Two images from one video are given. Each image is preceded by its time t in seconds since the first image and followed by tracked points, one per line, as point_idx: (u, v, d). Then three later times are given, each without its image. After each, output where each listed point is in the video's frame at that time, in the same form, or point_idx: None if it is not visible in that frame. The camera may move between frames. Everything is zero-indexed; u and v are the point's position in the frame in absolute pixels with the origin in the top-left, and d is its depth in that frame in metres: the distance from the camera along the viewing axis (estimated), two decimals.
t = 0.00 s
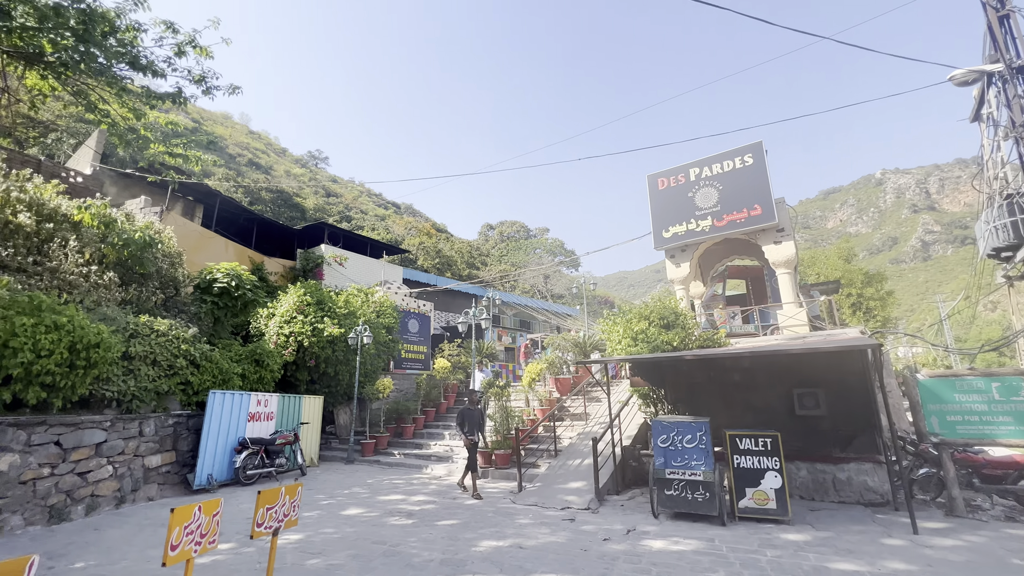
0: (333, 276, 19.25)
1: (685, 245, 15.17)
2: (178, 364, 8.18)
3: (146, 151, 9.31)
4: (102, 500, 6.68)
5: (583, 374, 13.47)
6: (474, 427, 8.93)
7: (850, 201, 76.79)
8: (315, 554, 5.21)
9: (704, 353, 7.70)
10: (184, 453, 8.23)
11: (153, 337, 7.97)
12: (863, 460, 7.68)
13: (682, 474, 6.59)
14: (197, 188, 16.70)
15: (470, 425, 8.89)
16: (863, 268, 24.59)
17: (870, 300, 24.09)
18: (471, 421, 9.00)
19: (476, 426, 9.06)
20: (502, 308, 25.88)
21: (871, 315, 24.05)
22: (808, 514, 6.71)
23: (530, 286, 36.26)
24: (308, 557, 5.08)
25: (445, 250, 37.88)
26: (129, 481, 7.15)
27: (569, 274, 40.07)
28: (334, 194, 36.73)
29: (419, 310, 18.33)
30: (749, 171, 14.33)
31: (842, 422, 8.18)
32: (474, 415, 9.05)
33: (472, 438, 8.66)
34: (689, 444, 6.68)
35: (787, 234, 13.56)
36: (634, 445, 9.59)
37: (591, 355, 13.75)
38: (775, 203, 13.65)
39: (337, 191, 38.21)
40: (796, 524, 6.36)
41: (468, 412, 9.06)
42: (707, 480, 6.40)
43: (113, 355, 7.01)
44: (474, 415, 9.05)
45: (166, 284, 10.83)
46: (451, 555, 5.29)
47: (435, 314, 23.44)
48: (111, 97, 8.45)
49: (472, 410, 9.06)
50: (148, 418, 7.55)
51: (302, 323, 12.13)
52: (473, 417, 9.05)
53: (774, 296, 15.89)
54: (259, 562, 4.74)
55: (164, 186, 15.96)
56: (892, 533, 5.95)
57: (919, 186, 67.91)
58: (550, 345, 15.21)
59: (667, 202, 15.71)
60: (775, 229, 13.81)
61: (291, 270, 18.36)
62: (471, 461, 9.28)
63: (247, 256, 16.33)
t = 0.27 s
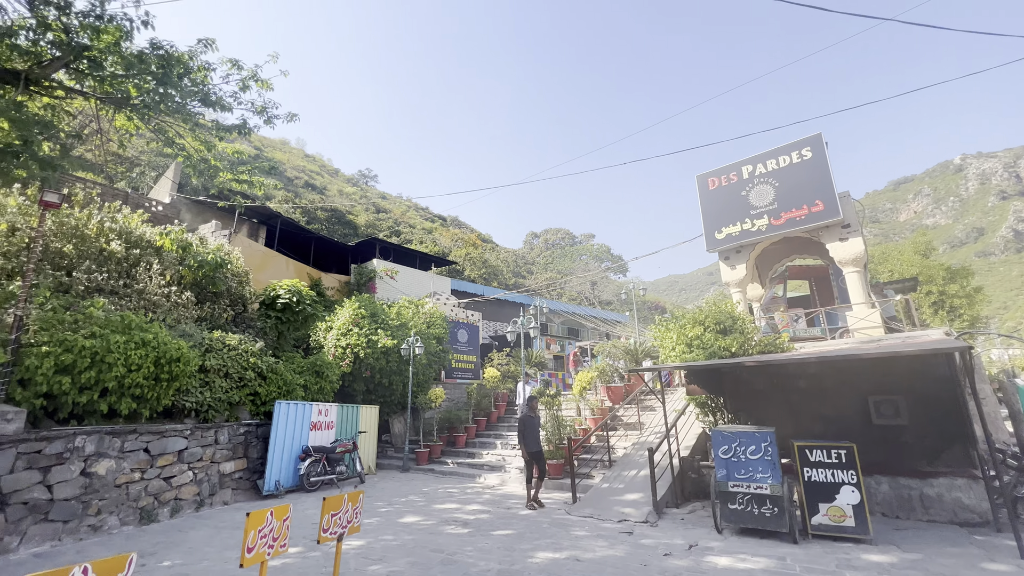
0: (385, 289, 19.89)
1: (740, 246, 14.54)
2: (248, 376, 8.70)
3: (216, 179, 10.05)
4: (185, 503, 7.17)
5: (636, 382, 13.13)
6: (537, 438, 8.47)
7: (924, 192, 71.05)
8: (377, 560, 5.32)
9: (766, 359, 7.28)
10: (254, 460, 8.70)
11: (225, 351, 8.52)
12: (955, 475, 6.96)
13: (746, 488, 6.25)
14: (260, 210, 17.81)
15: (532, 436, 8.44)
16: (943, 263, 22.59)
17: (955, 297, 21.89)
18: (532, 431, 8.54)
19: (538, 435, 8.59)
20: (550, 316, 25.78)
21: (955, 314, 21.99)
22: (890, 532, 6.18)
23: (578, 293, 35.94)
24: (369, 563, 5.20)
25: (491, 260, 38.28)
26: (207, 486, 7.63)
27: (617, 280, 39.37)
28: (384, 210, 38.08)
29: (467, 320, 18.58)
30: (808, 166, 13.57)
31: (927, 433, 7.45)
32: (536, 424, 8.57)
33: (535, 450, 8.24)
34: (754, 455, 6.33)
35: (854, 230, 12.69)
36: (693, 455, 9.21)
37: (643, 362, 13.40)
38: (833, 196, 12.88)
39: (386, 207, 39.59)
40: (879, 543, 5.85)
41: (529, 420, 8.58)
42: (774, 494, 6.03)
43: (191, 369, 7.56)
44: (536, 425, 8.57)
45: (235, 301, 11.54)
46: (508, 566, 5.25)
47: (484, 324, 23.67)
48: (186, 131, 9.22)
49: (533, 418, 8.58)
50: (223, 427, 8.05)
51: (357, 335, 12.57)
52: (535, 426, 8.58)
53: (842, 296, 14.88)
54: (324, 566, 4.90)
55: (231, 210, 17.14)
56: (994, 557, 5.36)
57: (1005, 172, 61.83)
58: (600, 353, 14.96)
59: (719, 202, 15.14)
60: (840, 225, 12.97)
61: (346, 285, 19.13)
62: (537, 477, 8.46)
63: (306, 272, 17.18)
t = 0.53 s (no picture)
0: (433, 302, 20.32)
1: (799, 246, 13.79)
2: (308, 388, 9.11)
3: (276, 202, 10.69)
4: (254, 509, 7.57)
5: (690, 391, 12.67)
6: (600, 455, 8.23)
7: (1008, 178, 64.81)
8: (433, 570, 5.37)
9: (834, 366, 6.83)
10: (315, 468, 9.06)
11: (287, 364, 8.97)
12: None
13: (817, 503, 5.85)
14: (316, 230, 18.74)
15: (596, 452, 8.20)
16: None
17: None
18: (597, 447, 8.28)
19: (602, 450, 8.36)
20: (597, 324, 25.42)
21: None
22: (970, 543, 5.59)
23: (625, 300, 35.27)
24: (427, 573, 5.27)
25: (536, 269, 38.31)
26: (274, 493, 8.03)
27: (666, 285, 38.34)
28: (429, 224, 39.06)
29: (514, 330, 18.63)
30: (872, 158, 12.72)
31: None
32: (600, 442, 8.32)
33: (600, 468, 8.03)
34: (824, 468, 5.94)
35: (929, 224, 11.74)
36: (756, 468, 8.74)
37: (697, 370, 12.92)
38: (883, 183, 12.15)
39: (433, 221, 40.61)
40: (975, 568, 5.31)
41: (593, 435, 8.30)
42: (850, 511, 5.62)
43: (258, 382, 8.03)
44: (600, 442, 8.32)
45: (295, 317, 12.15)
46: None
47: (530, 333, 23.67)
48: (249, 159, 9.88)
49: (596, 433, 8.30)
50: (287, 436, 8.45)
51: (408, 346, 12.88)
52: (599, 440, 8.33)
53: (917, 296, 13.76)
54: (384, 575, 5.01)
55: (289, 230, 18.14)
56: None
57: None
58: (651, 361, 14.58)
59: (774, 200, 14.46)
60: (913, 220, 12.05)
61: (396, 298, 19.70)
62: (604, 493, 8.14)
63: (359, 287, 17.85)
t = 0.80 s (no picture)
0: (479, 312, 20.56)
1: (864, 243, 12.97)
2: (362, 400, 9.41)
3: (328, 222, 11.20)
4: (315, 516, 7.88)
5: (748, 399, 12.10)
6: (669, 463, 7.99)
7: None
8: None
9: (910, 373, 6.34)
10: (370, 477, 9.31)
11: (342, 377, 9.31)
12: None
13: (899, 522, 5.40)
14: (365, 246, 19.46)
15: (664, 462, 7.88)
16: None
17: None
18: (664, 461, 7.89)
19: (669, 457, 8.15)
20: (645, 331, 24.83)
21: None
22: None
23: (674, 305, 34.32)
24: None
25: (580, 277, 37.99)
26: (333, 501, 8.33)
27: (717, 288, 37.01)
28: (473, 235, 39.64)
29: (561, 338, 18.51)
30: (944, 144, 11.77)
31: None
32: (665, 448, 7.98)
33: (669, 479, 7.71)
34: (903, 483, 5.47)
35: (1016, 213, 10.69)
36: (824, 482, 8.21)
37: (754, 377, 12.34)
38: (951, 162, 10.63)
39: (475, 232, 41.22)
40: None
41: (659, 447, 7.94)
42: (938, 531, 5.14)
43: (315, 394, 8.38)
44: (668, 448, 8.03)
45: (348, 331, 12.61)
46: None
47: (577, 342, 23.42)
48: (302, 181, 10.41)
49: (664, 441, 8.02)
50: (343, 446, 8.74)
51: (456, 357, 13.05)
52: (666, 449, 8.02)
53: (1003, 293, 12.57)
54: None
55: (340, 248, 18.93)
56: None
57: None
58: (704, 368, 14.05)
59: (834, 195, 13.69)
60: (995, 209, 11.03)
61: (443, 310, 20.07)
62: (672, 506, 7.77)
63: (407, 300, 18.33)
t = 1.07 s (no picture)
0: (521, 322, 20.58)
1: (935, 238, 12.08)
2: (410, 411, 9.59)
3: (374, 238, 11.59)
4: (368, 526, 8.05)
5: (810, 408, 11.42)
6: (744, 478, 7.57)
7: None
8: None
9: (997, 377, 5.76)
10: (420, 488, 9.41)
11: (391, 389, 9.54)
12: None
13: (990, 543, 4.85)
14: (409, 261, 19.97)
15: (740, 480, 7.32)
16: None
17: None
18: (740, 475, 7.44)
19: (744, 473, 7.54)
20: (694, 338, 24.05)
21: None
22: None
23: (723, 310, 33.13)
24: None
25: (623, 284, 37.37)
26: (385, 511, 8.48)
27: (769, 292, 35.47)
28: (513, 246, 39.87)
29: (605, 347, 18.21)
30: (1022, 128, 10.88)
31: None
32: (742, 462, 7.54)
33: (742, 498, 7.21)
34: (991, 500, 4.93)
35: None
36: (901, 497, 7.59)
37: (816, 385, 11.65)
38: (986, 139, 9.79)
39: (516, 243, 41.47)
40: None
41: (736, 461, 7.46)
42: None
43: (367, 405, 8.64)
44: (744, 463, 7.60)
45: (395, 344, 12.91)
46: None
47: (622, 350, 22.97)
48: (350, 202, 10.73)
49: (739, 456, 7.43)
50: (394, 457, 8.92)
51: (501, 368, 13.05)
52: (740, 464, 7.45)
53: None
54: None
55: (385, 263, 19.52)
56: None
57: None
58: (759, 376, 13.41)
59: (896, 189, 12.82)
60: None
61: (486, 320, 20.23)
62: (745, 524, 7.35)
63: (451, 312, 18.60)
